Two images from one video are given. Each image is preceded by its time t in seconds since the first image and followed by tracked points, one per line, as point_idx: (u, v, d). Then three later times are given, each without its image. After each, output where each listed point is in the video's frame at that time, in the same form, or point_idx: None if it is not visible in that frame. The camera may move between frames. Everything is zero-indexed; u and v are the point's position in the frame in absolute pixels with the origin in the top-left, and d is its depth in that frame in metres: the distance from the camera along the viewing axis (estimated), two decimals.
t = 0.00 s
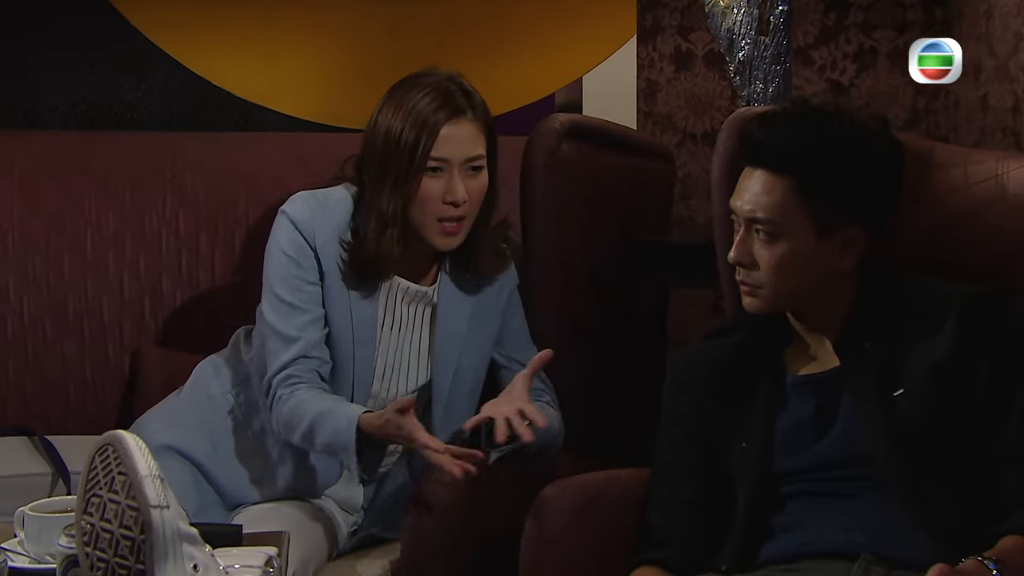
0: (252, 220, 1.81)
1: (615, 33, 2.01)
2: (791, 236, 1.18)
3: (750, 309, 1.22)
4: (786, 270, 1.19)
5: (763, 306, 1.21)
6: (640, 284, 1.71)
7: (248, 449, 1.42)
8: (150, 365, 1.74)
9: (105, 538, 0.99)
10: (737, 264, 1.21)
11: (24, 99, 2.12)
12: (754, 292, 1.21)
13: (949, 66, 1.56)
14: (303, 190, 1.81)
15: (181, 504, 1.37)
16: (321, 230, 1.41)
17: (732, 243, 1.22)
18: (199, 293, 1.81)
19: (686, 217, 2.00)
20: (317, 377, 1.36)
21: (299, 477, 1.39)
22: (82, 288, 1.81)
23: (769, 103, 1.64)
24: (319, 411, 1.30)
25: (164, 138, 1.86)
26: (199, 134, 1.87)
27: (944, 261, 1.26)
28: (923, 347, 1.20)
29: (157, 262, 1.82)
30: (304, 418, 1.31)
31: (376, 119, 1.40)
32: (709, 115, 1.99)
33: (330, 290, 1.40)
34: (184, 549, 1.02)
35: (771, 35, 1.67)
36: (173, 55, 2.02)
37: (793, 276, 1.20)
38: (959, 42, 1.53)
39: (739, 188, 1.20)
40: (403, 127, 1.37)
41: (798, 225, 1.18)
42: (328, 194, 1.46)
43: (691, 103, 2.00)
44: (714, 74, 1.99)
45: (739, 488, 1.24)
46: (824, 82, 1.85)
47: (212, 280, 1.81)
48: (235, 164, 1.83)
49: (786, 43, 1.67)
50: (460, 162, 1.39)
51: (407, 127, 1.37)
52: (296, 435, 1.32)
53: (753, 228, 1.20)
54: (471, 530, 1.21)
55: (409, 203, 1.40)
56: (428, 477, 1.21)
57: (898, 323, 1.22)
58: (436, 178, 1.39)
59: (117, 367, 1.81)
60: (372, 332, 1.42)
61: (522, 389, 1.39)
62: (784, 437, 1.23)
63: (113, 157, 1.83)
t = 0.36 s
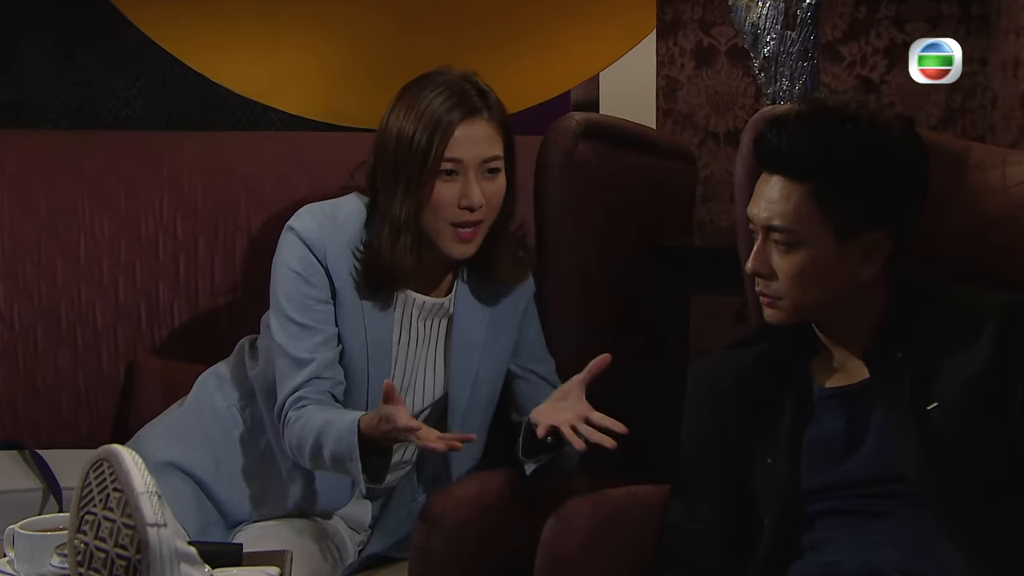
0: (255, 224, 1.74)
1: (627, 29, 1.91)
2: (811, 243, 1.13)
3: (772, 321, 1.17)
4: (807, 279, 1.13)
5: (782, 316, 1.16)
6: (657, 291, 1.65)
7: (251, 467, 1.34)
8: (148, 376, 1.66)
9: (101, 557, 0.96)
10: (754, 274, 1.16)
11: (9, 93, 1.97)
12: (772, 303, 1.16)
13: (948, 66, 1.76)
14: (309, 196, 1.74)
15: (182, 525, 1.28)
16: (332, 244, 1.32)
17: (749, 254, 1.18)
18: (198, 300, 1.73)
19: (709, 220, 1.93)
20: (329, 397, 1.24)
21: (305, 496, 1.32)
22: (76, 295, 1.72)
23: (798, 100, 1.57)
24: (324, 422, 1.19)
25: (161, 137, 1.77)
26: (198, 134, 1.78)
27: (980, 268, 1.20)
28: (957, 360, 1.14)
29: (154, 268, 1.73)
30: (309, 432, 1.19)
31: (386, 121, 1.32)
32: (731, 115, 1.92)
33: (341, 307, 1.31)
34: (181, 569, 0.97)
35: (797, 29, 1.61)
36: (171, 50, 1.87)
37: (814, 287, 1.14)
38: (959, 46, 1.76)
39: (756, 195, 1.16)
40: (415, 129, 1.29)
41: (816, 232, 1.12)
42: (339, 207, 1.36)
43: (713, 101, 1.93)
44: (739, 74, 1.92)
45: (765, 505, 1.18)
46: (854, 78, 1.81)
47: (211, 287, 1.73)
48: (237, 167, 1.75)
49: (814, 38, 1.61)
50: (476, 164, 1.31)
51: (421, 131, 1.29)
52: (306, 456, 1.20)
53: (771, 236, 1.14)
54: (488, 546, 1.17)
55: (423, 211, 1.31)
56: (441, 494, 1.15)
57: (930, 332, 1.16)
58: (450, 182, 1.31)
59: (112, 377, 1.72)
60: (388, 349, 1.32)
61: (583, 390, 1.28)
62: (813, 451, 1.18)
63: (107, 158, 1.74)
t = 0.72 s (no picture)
0: (251, 230, 1.68)
1: (635, 30, 1.84)
2: (835, 248, 1.07)
3: (795, 331, 1.12)
4: (830, 287, 1.08)
5: (806, 328, 1.10)
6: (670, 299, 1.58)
7: (247, 484, 1.28)
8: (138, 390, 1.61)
9: None
10: (776, 282, 1.10)
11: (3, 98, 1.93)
12: (795, 312, 1.10)
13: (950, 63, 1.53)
14: (309, 201, 1.68)
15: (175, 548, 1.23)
16: (334, 255, 1.25)
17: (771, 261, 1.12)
18: (191, 310, 1.68)
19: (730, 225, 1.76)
20: (328, 420, 1.19)
21: (304, 516, 1.24)
22: (62, 302, 1.68)
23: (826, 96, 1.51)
24: (319, 454, 1.13)
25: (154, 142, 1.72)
26: (193, 136, 1.72)
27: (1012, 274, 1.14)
28: (989, 372, 1.07)
29: (146, 275, 1.69)
30: (304, 461, 1.14)
31: (395, 123, 1.25)
32: (752, 113, 1.77)
33: (344, 322, 1.25)
34: None
35: (823, 24, 1.54)
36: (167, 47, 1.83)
37: (838, 295, 1.08)
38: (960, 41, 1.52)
39: (779, 199, 1.10)
40: (427, 134, 1.23)
41: (841, 236, 1.07)
42: (341, 213, 1.30)
43: (734, 100, 1.79)
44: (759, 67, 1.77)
45: (787, 526, 1.12)
46: (883, 74, 1.65)
47: (204, 297, 1.68)
48: (234, 171, 1.69)
49: (840, 33, 1.54)
50: (490, 171, 1.25)
51: (433, 136, 1.23)
52: (300, 485, 1.15)
53: (795, 241, 1.09)
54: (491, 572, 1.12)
55: (435, 220, 1.25)
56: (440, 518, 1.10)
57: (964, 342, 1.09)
58: (464, 190, 1.25)
59: (101, 390, 1.67)
60: (392, 364, 1.26)
61: (584, 420, 1.23)
62: (841, 467, 1.11)
63: (98, 159, 1.69)
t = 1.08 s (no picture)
0: (250, 235, 1.64)
1: (647, 29, 1.78)
2: (846, 259, 1.02)
3: (813, 343, 1.06)
4: (846, 298, 1.02)
5: (824, 340, 1.05)
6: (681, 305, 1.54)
7: (245, 500, 1.23)
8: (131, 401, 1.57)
9: None
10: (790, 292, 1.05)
11: None
12: (812, 324, 1.05)
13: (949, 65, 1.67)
14: (309, 205, 1.64)
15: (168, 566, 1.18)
16: (333, 261, 1.21)
17: (785, 271, 1.07)
18: (186, 318, 1.64)
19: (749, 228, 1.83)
20: (327, 435, 1.15)
21: (304, 534, 1.19)
22: (51, 310, 1.63)
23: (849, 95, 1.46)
24: (317, 473, 1.08)
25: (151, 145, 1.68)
26: (191, 139, 1.68)
27: None
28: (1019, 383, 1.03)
29: (140, 282, 1.64)
30: (302, 479, 1.09)
31: (400, 125, 1.21)
32: (774, 113, 1.80)
33: (345, 330, 1.20)
34: None
35: (847, 19, 1.49)
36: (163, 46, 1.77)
37: (857, 305, 1.02)
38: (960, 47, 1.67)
39: (794, 206, 1.05)
40: (434, 137, 1.18)
41: (855, 244, 1.01)
42: (343, 218, 1.26)
43: (755, 98, 1.81)
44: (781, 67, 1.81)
45: (809, 543, 1.07)
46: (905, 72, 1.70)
47: (201, 304, 1.64)
48: (231, 171, 1.66)
49: (865, 29, 1.49)
50: (500, 175, 1.20)
51: (440, 139, 1.18)
52: (296, 502, 1.11)
53: (807, 249, 1.04)
54: None
55: (442, 227, 1.20)
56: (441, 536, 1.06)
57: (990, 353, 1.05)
58: (471, 195, 1.19)
59: (92, 402, 1.63)
60: (395, 374, 1.21)
61: (589, 436, 1.17)
62: (866, 484, 1.06)
63: (91, 161, 1.65)
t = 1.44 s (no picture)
0: (248, 240, 1.60)
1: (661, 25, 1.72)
2: (877, 267, 0.97)
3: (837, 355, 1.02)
4: (874, 307, 0.97)
5: (849, 350, 1.00)
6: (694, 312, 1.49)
7: (243, 517, 1.19)
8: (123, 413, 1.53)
9: None
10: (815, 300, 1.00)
11: None
12: (840, 332, 1.00)
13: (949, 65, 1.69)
14: (310, 209, 1.60)
15: None
16: (334, 268, 1.16)
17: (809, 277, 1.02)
18: (181, 328, 1.60)
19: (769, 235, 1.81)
20: (328, 450, 1.11)
21: (304, 553, 1.15)
22: (42, 322, 1.60)
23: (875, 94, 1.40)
24: (318, 494, 1.04)
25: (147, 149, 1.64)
26: (192, 143, 1.65)
27: None
28: None
29: (135, 293, 1.60)
30: (302, 500, 1.05)
31: (403, 126, 1.16)
32: (797, 112, 1.77)
33: (347, 340, 1.16)
34: None
35: (873, 15, 1.44)
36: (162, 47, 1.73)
37: (882, 317, 0.97)
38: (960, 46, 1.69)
39: (818, 210, 1.01)
40: (438, 139, 1.13)
41: (882, 251, 0.96)
42: (345, 223, 1.21)
43: (776, 98, 1.78)
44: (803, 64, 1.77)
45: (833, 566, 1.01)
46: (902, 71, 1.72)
47: (196, 313, 1.60)
48: (231, 175, 1.62)
49: (891, 24, 1.44)
50: (507, 179, 1.15)
51: (444, 142, 1.13)
52: (296, 523, 1.06)
53: (833, 256, 0.99)
54: None
55: (447, 233, 1.15)
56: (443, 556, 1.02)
57: None
58: (477, 200, 1.15)
59: (84, 416, 1.60)
60: (399, 387, 1.17)
61: (598, 450, 1.13)
62: (891, 502, 1.01)
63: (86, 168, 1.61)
